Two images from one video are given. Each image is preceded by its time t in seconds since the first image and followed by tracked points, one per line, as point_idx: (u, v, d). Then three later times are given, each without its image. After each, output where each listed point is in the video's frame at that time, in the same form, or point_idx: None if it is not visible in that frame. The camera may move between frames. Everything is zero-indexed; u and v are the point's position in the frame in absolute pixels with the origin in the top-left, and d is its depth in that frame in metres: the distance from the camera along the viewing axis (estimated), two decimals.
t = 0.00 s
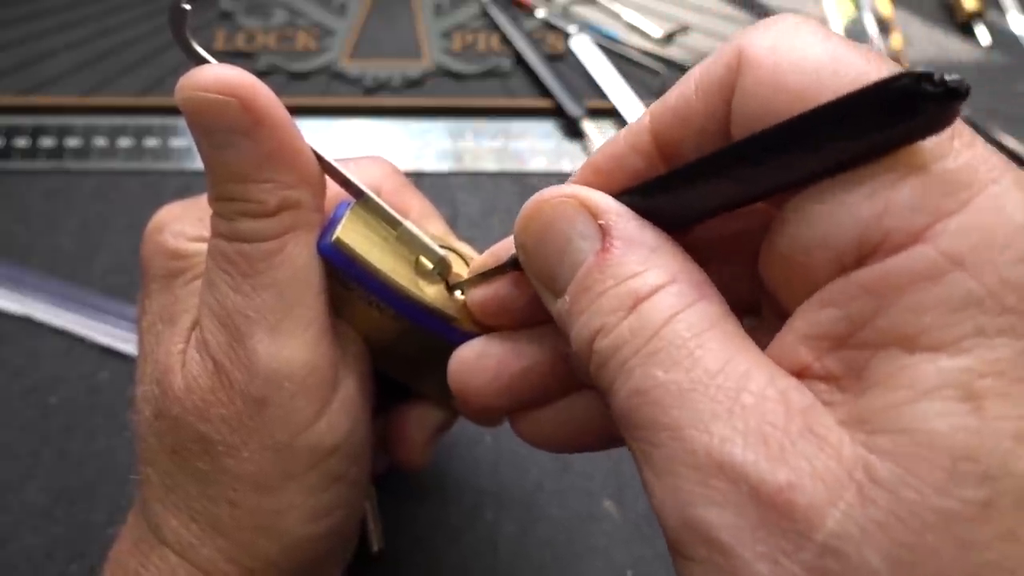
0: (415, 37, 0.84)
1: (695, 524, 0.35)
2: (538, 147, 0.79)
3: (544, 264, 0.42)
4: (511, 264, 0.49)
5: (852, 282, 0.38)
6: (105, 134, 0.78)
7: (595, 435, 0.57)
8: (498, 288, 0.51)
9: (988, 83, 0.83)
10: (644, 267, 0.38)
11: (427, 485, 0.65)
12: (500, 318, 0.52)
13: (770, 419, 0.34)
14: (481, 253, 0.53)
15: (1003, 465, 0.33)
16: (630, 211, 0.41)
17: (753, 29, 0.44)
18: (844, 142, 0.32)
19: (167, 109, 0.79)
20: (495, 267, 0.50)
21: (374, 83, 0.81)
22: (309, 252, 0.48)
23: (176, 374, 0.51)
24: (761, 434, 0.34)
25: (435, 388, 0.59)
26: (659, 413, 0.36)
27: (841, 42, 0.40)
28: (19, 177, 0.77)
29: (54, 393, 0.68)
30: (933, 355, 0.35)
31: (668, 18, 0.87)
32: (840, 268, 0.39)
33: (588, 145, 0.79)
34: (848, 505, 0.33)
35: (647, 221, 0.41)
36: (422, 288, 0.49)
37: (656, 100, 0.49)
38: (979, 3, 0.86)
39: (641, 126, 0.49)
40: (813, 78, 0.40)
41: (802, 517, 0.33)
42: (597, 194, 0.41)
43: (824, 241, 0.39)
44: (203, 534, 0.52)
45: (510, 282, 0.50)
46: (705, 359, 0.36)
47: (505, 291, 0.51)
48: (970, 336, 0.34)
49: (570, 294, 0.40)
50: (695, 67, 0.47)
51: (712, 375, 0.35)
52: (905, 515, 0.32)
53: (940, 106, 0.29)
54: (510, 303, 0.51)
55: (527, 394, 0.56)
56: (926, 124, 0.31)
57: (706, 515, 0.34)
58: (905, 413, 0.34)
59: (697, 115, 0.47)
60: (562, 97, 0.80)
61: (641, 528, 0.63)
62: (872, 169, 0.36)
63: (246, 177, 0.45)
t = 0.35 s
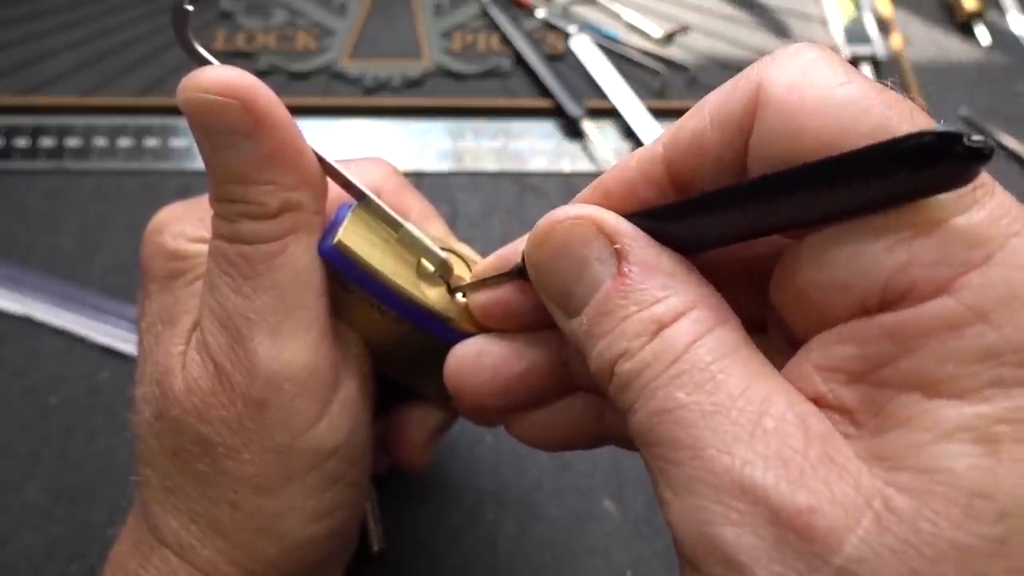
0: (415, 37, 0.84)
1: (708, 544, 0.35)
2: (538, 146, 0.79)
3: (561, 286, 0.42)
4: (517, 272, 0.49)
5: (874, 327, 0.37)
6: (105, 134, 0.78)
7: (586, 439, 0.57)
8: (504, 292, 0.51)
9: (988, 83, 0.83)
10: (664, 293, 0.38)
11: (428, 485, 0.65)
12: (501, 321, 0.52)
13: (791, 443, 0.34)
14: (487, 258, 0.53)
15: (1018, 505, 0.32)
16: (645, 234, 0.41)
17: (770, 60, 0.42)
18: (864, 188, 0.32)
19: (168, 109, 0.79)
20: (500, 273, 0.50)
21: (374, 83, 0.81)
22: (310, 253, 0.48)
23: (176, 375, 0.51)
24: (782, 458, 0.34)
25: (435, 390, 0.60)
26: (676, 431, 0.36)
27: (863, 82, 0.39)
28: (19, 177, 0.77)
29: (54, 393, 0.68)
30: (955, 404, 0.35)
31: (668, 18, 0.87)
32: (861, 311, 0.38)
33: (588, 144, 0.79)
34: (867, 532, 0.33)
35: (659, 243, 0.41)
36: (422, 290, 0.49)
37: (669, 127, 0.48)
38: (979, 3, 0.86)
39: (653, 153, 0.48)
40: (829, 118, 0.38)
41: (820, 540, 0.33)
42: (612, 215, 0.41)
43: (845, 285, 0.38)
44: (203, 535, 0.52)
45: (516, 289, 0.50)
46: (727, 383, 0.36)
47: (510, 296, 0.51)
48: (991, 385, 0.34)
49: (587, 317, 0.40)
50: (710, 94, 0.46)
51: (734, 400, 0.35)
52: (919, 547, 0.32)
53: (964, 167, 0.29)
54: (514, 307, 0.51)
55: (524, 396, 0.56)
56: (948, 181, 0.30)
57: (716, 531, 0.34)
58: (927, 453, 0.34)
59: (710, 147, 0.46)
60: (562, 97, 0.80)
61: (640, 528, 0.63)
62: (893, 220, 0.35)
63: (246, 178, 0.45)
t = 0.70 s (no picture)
0: (415, 37, 0.84)
1: (702, 558, 0.35)
2: (538, 147, 0.79)
3: (558, 297, 0.42)
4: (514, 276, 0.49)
5: (870, 350, 0.37)
6: (105, 134, 0.78)
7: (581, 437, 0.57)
8: (501, 293, 0.51)
9: (988, 83, 0.83)
10: (662, 309, 0.38)
11: (428, 484, 0.65)
12: (499, 322, 0.53)
13: (784, 462, 0.34)
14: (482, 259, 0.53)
15: (1007, 531, 0.32)
16: (642, 247, 0.40)
17: (771, 75, 0.41)
18: (864, 213, 0.32)
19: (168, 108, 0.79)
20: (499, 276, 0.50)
21: (374, 83, 0.81)
22: (306, 254, 0.48)
23: (172, 375, 0.51)
24: (775, 477, 0.34)
25: (433, 390, 0.60)
26: (671, 446, 0.36)
27: (867, 100, 0.38)
28: (19, 177, 0.77)
29: (54, 393, 0.68)
30: (949, 432, 0.34)
31: (668, 18, 0.87)
32: (859, 334, 0.38)
33: (588, 144, 0.79)
34: (856, 554, 0.33)
35: (657, 255, 0.40)
36: (418, 289, 0.49)
37: (668, 140, 0.47)
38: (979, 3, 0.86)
39: (652, 166, 0.47)
40: (832, 136, 0.37)
41: (811, 560, 0.33)
42: (610, 227, 0.41)
43: (843, 306, 0.38)
44: (199, 535, 0.52)
45: (513, 292, 0.51)
46: (722, 400, 0.36)
47: (507, 297, 0.51)
48: (984, 413, 0.34)
49: (584, 330, 0.40)
50: (710, 107, 0.45)
51: (728, 417, 0.35)
52: (908, 570, 0.32)
53: (967, 197, 0.29)
54: (512, 308, 0.52)
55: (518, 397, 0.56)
56: (949, 210, 0.30)
57: (710, 544, 0.34)
58: (918, 478, 0.34)
59: (709, 162, 0.45)
60: (562, 97, 0.79)
61: (640, 529, 0.63)
62: (889, 246, 0.35)
63: (243, 178, 0.45)
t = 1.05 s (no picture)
0: (415, 37, 0.84)
1: (698, 560, 0.35)
2: (538, 147, 0.79)
3: (556, 300, 0.42)
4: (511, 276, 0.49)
5: (868, 358, 0.37)
6: (105, 134, 0.78)
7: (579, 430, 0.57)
8: (498, 292, 0.51)
9: (988, 83, 0.83)
10: (660, 312, 0.38)
11: (427, 484, 0.65)
12: (495, 319, 0.52)
13: (780, 466, 0.34)
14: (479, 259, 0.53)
15: (1001, 538, 0.32)
16: (642, 251, 0.40)
17: (771, 81, 0.41)
18: (865, 223, 0.32)
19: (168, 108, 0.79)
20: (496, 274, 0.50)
21: (374, 83, 0.81)
22: (302, 251, 0.47)
23: (169, 373, 0.51)
24: (771, 481, 0.34)
25: (430, 389, 0.60)
26: (667, 449, 0.36)
27: (870, 112, 0.38)
28: (19, 177, 0.77)
29: (54, 393, 0.68)
30: (941, 439, 0.34)
31: (668, 18, 0.87)
32: (856, 342, 0.38)
33: (588, 144, 0.79)
34: (851, 558, 0.33)
35: (657, 260, 0.40)
36: (414, 287, 0.49)
37: (670, 144, 0.47)
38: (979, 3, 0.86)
39: (653, 171, 0.47)
40: (834, 150, 0.37)
41: (806, 563, 0.33)
42: (610, 231, 0.41)
43: (841, 314, 0.38)
44: (197, 533, 0.52)
45: (511, 291, 0.51)
46: (719, 404, 0.36)
47: (504, 295, 0.51)
48: (979, 422, 0.34)
49: (582, 332, 0.40)
50: (713, 112, 0.45)
51: (725, 421, 0.35)
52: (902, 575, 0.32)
53: (967, 211, 0.28)
54: (509, 306, 0.51)
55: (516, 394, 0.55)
56: (950, 223, 0.30)
57: (706, 547, 0.34)
58: (912, 485, 0.34)
59: (711, 168, 0.44)
60: (562, 97, 0.79)
61: (641, 530, 0.63)
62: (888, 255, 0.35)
63: (238, 176, 0.45)
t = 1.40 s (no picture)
0: (415, 36, 0.84)
1: (703, 567, 0.35)
2: (538, 147, 0.79)
3: (560, 309, 0.41)
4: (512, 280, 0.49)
5: (878, 373, 0.37)
6: (105, 134, 0.78)
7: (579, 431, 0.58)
8: (498, 293, 0.51)
9: (988, 83, 0.83)
10: (667, 321, 0.38)
11: (427, 484, 0.65)
12: (495, 319, 0.52)
13: (788, 475, 0.34)
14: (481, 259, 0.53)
15: (1008, 550, 0.33)
16: (646, 261, 0.40)
17: (784, 99, 0.40)
18: (876, 246, 0.32)
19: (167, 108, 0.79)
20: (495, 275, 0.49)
21: (374, 83, 0.81)
22: (298, 250, 0.47)
23: (166, 371, 0.51)
24: (780, 490, 0.34)
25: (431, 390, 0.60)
26: (674, 457, 0.36)
27: (882, 133, 0.38)
28: (19, 177, 0.77)
29: (53, 393, 0.68)
30: (948, 452, 0.35)
31: (668, 18, 0.87)
32: (865, 358, 0.38)
33: (588, 144, 0.79)
34: (861, 567, 0.33)
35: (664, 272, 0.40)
36: (412, 286, 0.49)
37: (677, 157, 0.46)
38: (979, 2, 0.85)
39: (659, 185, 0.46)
40: (847, 174, 0.37)
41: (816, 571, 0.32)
42: (617, 241, 0.40)
43: (850, 332, 0.38)
44: (195, 532, 0.52)
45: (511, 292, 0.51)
46: (727, 413, 0.36)
47: (504, 295, 0.51)
48: (986, 439, 0.35)
49: (587, 340, 0.40)
50: (721, 128, 0.44)
51: (733, 430, 0.35)
52: None
53: (976, 241, 0.29)
54: (508, 306, 0.51)
55: (514, 395, 0.56)
56: (960, 253, 0.30)
57: (712, 551, 0.34)
58: (921, 500, 0.34)
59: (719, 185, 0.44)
60: (562, 97, 0.79)
61: (641, 530, 0.63)
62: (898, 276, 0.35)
63: (234, 175, 0.45)
